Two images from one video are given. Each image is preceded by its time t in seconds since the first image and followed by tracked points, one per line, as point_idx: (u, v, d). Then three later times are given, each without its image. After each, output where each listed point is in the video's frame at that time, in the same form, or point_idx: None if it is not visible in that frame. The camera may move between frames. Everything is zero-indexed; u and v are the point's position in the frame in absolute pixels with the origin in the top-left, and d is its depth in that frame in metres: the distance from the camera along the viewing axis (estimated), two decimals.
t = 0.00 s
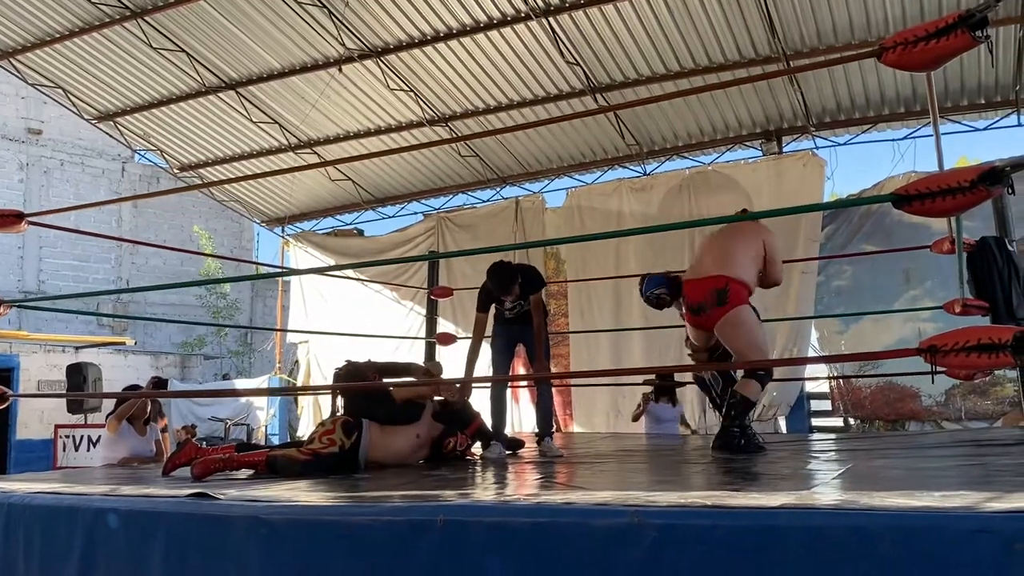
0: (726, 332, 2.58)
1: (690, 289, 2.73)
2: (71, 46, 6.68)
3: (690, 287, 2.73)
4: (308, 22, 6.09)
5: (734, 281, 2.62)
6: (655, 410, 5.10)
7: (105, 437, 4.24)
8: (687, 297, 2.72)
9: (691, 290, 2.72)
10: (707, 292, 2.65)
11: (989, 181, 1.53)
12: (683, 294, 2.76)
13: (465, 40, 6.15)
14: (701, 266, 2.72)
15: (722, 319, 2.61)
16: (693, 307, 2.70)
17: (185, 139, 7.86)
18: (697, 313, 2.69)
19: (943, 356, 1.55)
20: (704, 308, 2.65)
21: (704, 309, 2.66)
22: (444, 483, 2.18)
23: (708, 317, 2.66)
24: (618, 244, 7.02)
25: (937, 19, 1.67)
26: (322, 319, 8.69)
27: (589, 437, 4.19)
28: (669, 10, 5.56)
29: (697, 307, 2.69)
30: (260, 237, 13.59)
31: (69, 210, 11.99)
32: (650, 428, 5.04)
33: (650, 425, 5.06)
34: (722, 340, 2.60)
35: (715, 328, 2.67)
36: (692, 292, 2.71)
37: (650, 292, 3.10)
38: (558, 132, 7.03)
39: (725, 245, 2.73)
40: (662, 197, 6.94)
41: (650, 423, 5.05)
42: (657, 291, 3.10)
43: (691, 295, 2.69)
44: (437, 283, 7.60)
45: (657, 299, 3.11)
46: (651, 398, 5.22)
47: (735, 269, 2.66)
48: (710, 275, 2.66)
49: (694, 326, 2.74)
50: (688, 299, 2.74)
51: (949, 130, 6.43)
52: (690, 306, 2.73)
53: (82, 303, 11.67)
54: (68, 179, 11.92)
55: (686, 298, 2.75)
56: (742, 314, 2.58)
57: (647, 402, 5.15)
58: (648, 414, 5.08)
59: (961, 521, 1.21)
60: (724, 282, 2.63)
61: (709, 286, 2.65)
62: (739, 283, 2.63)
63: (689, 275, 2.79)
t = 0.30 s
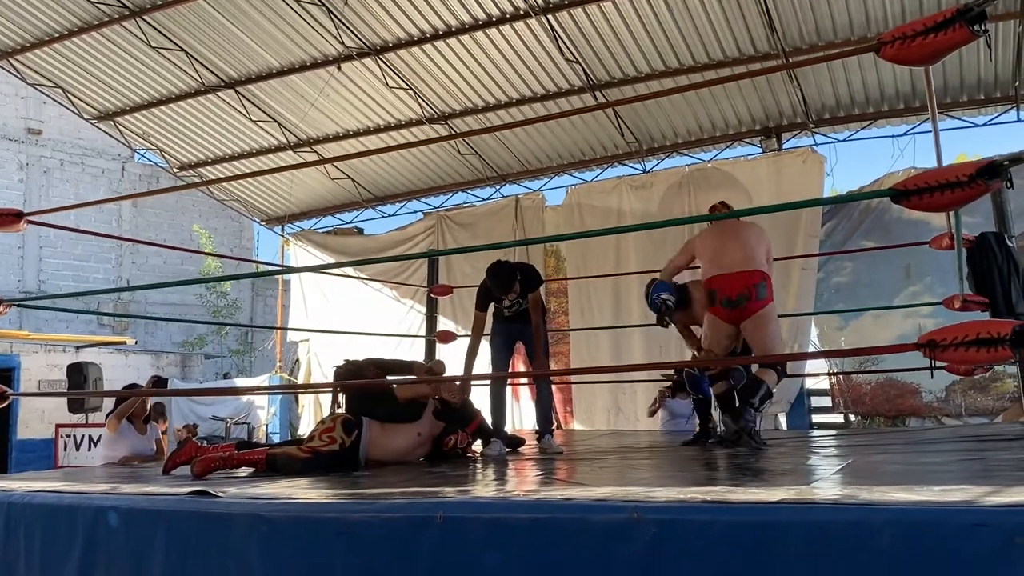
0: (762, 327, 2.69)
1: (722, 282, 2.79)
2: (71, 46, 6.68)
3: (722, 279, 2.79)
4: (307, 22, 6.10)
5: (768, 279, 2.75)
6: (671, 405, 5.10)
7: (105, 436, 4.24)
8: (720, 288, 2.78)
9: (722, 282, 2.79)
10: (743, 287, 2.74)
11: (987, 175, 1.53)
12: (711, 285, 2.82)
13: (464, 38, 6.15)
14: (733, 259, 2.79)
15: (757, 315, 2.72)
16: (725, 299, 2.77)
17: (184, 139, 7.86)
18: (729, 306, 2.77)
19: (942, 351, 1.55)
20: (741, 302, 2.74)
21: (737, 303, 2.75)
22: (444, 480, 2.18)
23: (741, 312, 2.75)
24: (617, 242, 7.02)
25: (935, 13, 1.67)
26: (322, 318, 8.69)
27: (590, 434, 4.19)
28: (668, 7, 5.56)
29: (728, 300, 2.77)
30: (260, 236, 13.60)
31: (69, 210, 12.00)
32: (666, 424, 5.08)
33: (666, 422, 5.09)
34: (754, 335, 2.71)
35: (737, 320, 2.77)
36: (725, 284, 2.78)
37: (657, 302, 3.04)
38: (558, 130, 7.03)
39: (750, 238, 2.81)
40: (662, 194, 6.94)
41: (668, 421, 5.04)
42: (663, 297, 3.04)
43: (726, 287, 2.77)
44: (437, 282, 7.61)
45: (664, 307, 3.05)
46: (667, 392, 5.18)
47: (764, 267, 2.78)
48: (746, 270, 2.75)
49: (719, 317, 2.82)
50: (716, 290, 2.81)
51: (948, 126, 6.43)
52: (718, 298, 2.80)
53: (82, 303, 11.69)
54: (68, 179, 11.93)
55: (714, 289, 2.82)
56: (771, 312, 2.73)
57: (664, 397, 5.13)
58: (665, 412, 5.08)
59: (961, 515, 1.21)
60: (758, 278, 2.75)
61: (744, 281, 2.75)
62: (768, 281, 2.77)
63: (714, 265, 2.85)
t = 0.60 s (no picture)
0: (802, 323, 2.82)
1: (771, 274, 2.86)
2: (71, 44, 6.68)
3: (769, 272, 2.87)
4: (308, 20, 6.10)
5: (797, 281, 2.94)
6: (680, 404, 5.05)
7: (105, 435, 4.24)
8: (772, 280, 2.84)
9: (772, 275, 2.86)
10: (789, 282, 2.88)
11: (988, 170, 1.52)
12: (759, 277, 2.85)
13: (464, 35, 6.14)
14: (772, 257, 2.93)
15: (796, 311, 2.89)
16: (775, 291, 2.84)
17: (184, 137, 7.86)
18: (778, 298, 2.85)
19: (944, 346, 1.55)
20: (791, 295, 2.86)
21: (785, 296, 2.86)
22: (446, 477, 2.19)
23: (785, 305, 2.87)
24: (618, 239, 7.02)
25: (936, 7, 1.66)
26: (322, 316, 8.69)
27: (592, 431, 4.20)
28: (668, 3, 5.55)
29: (777, 292, 2.85)
30: (261, 235, 13.60)
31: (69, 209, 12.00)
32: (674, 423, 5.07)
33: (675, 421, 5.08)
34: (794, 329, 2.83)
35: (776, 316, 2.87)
36: (775, 277, 2.85)
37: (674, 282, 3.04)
38: (558, 127, 7.03)
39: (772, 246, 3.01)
40: (663, 191, 6.94)
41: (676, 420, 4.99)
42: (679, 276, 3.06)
43: (779, 279, 2.85)
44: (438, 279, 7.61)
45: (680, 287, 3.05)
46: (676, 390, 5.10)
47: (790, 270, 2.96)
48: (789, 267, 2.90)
49: (763, 309, 2.84)
50: (764, 282, 2.85)
51: (949, 121, 6.42)
52: (768, 289, 2.84)
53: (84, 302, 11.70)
54: (69, 178, 11.94)
55: (761, 281, 2.85)
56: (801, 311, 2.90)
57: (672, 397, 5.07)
58: (673, 410, 5.05)
59: (962, 509, 1.21)
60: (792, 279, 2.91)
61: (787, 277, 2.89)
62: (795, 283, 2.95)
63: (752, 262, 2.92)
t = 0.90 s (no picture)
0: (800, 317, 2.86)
1: (767, 268, 2.90)
2: (69, 42, 6.68)
3: (766, 267, 2.91)
4: (306, 17, 6.09)
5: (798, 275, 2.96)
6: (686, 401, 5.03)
7: (105, 433, 4.24)
8: (767, 273, 2.88)
9: (768, 269, 2.90)
10: (787, 275, 2.91)
11: (988, 165, 1.53)
12: (755, 271, 2.90)
13: (463, 32, 6.14)
14: (771, 250, 2.95)
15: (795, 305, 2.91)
16: (772, 285, 2.88)
17: (183, 135, 7.85)
18: (775, 292, 2.88)
19: (943, 341, 1.55)
20: (788, 288, 2.89)
21: (782, 289, 2.89)
22: (447, 474, 2.19)
23: (783, 298, 2.90)
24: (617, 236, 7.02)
25: (936, 3, 1.66)
26: (322, 314, 8.69)
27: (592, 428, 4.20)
28: None
29: (774, 285, 2.89)
30: (260, 233, 13.60)
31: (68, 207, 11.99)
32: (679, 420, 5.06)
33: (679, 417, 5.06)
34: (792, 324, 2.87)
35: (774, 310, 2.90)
36: (771, 270, 2.89)
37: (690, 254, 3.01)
38: (557, 124, 7.02)
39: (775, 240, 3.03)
40: (662, 188, 6.94)
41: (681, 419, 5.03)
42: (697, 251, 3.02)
43: (774, 272, 2.88)
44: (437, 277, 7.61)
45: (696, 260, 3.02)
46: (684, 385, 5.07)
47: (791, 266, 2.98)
48: (788, 260, 2.92)
49: (761, 303, 2.88)
50: (760, 276, 2.90)
51: (949, 118, 6.42)
52: (764, 283, 2.89)
53: (83, 301, 11.70)
54: (68, 177, 11.93)
55: (757, 276, 2.90)
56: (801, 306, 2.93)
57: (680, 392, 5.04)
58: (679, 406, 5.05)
59: (964, 504, 1.22)
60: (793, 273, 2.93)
61: (785, 271, 2.92)
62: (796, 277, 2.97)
63: (750, 257, 2.96)
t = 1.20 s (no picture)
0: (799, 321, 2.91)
1: (773, 270, 2.93)
2: (62, 40, 6.65)
3: (772, 268, 2.92)
4: (301, 15, 6.08)
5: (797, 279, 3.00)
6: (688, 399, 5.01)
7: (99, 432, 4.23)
8: (773, 275, 2.90)
9: (774, 270, 2.92)
10: (790, 279, 2.95)
11: (981, 164, 1.53)
12: (761, 271, 2.90)
13: (457, 30, 6.13)
14: (778, 253, 2.97)
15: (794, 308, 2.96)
16: (776, 287, 2.90)
17: (177, 133, 7.82)
18: (779, 294, 2.91)
19: (936, 339, 1.55)
20: (791, 292, 2.93)
21: (787, 292, 2.92)
22: (441, 473, 2.19)
23: (785, 302, 2.93)
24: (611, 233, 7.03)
25: (929, 2, 1.66)
26: (316, 312, 8.67)
27: (587, 426, 4.20)
28: None
29: (779, 287, 2.91)
30: (254, 231, 13.58)
31: (61, 205, 11.94)
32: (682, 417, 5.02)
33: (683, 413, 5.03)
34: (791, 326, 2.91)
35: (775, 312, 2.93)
36: (776, 272, 2.92)
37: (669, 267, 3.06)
38: (551, 122, 7.01)
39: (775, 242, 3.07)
40: (656, 186, 6.94)
41: (684, 417, 5.06)
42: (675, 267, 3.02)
43: (780, 275, 2.91)
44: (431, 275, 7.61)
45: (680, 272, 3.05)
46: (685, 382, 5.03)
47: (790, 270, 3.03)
48: (792, 265, 2.96)
49: (765, 304, 2.90)
50: (766, 277, 2.91)
51: (942, 117, 6.45)
52: (769, 285, 2.91)
53: (76, 299, 11.65)
54: (60, 174, 11.88)
55: (763, 276, 2.91)
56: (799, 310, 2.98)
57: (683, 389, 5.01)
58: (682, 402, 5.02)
59: (956, 502, 1.22)
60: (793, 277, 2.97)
61: (788, 275, 2.96)
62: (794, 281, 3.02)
63: (755, 257, 2.96)
